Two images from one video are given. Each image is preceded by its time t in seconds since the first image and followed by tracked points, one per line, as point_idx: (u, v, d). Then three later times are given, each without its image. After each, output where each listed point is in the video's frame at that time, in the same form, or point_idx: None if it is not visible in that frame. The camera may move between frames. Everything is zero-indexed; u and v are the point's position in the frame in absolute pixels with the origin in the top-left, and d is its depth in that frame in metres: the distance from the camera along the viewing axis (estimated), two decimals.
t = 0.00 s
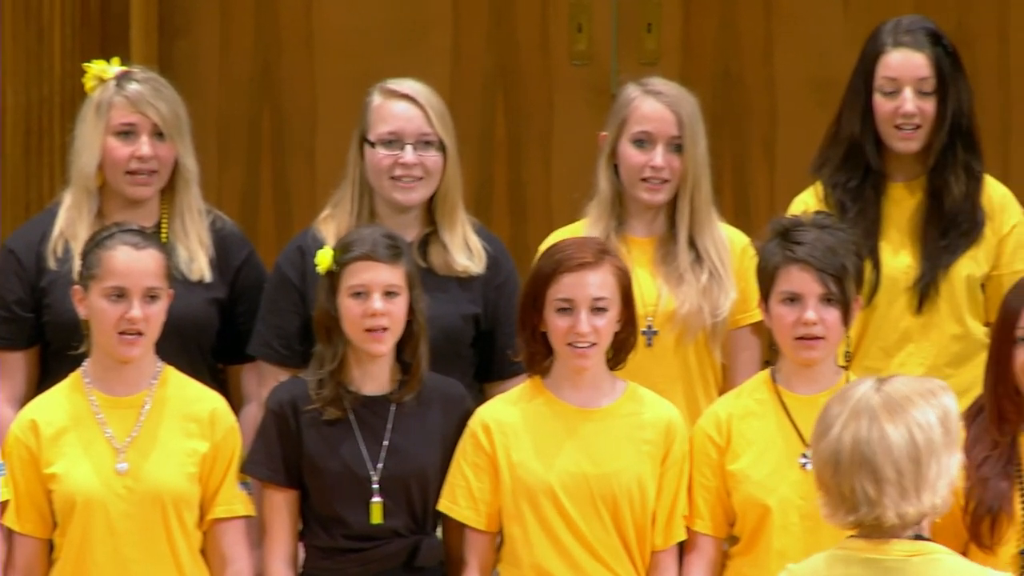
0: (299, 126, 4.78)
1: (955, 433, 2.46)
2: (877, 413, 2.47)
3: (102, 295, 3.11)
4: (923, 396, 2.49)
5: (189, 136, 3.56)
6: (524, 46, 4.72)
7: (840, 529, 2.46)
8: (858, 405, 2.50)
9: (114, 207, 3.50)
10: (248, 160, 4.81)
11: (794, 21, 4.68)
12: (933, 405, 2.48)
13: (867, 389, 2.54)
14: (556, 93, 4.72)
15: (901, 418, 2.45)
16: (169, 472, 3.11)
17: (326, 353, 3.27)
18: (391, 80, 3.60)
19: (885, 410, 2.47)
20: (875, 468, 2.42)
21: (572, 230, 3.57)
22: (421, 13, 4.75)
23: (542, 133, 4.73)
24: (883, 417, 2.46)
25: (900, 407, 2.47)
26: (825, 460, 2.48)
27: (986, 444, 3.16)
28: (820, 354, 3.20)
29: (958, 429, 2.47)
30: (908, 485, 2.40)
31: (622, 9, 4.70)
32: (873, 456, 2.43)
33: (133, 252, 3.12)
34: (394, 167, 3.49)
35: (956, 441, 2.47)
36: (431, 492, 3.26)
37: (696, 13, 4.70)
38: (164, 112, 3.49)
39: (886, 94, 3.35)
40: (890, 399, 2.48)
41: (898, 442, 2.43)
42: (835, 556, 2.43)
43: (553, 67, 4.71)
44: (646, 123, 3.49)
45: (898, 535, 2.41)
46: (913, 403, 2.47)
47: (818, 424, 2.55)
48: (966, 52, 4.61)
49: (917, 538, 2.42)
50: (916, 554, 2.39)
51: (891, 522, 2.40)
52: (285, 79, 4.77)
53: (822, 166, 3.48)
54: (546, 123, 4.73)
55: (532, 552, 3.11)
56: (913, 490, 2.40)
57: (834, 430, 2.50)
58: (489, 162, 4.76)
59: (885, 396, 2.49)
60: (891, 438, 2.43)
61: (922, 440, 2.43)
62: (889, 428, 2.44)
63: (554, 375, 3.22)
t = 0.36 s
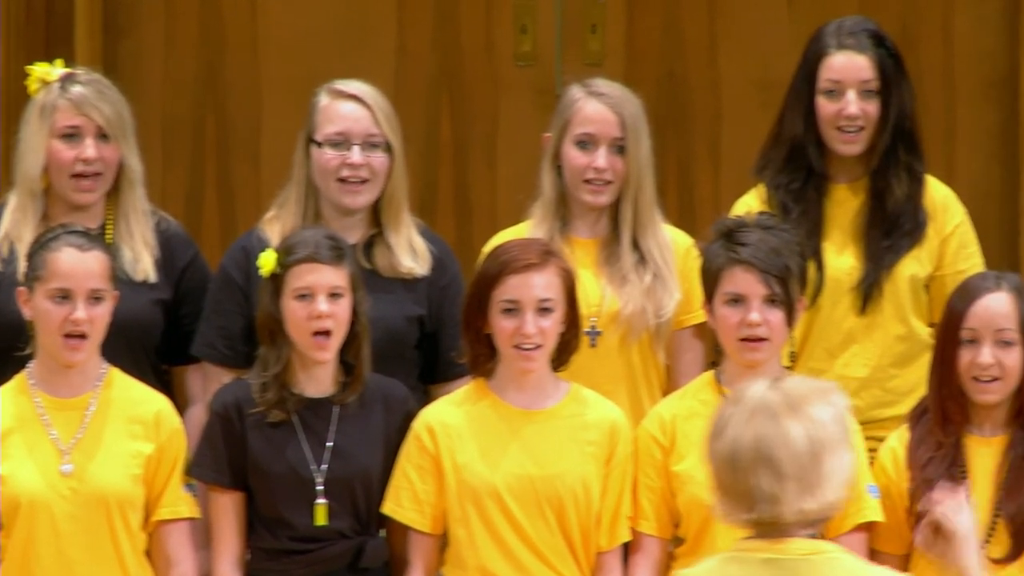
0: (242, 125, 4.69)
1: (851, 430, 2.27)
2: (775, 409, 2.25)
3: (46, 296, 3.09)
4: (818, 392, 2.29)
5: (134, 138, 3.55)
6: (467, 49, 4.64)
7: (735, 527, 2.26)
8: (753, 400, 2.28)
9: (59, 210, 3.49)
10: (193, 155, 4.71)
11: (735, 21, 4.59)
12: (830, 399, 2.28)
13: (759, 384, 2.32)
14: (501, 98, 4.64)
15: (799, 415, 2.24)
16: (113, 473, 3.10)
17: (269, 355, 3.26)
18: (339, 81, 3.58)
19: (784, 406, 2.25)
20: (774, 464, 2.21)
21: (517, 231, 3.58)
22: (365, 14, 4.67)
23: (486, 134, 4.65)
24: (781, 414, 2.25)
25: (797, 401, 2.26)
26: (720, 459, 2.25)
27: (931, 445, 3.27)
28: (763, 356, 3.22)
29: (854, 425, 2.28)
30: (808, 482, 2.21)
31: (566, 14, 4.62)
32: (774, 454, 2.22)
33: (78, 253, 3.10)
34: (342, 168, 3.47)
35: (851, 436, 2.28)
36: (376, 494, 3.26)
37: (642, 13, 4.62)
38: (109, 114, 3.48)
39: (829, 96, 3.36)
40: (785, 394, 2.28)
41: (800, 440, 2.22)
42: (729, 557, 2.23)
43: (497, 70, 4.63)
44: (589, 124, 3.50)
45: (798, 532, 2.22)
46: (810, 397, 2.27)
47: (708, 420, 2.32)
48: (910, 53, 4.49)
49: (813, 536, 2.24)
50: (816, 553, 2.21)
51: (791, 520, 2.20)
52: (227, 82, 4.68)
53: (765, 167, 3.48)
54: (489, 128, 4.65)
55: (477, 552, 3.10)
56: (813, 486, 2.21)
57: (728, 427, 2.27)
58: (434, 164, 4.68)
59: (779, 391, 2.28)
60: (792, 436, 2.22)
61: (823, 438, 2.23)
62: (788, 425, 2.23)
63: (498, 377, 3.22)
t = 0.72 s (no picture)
0: (188, 130, 4.65)
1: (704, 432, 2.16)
2: (620, 415, 2.15)
3: None
4: (669, 396, 2.17)
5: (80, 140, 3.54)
6: (413, 50, 4.60)
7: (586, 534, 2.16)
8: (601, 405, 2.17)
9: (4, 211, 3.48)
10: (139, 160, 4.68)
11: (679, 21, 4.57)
12: (680, 402, 2.16)
13: (610, 387, 2.20)
14: (446, 97, 4.61)
15: (645, 422, 2.13)
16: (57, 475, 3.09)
17: (214, 360, 3.24)
18: (280, 83, 3.57)
19: (630, 413, 2.14)
20: (620, 472, 2.11)
21: (461, 233, 3.57)
22: (311, 17, 4.63)
23: (430, 134, 4.61)
24: (627, 421, 2.14)
25: (645, 406, 2.15)
26: (567, 468, 2.15)
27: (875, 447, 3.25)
28: (709, 356, 3.21)
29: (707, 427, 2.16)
30: (655, 489, 2.11)
31: (510, 14, 4.58)
32: (619, 464, 2.11)
33: (22, 255, 3.09)
34: (287, 170, 3.45)
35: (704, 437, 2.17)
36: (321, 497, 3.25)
37: (586, 15, 4.58)
38: (55, 116, 3.47)
39: (770, 97, 3.37)
40: (633, 399, 2.16)
41: (645, 448, 2.11)
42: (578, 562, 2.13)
43: (443, 72, 4.59)
44: (533, 125, 3.49)
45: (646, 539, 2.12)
46: (658, 402, 2.15)
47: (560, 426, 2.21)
48: (854, 55, 4.48)
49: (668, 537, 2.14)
50: (673, 553, 2.11)
51: (639, 530, 2.11)
52: (175, 83, 4.64)
53: (709, 169, 3.49)
54: (434, 127, 4.61)
55: (422, 554, 3.07)
56: (661, 493, 2.11)
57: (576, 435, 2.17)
58: (379, 167, 4.63)
59: (628, 395, 2.17)
60: (637, 445, 2.12)
61: (669, 446, 2.12)
62: (633, 431, 2.13)
63: (436, 379, 3.18)
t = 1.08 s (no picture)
0: (138, 132, 4.58)
1: (613, 432, 2.28)
2: (528, 424, 2.27)
3: None
4: (574, 399, 2.29)
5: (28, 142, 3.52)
6: (362, 52, 4.53)
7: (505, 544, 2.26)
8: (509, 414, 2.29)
9: None
10: (88, 165, 4.60)
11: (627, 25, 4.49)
12: (586, 405, 2.28)
13: (514, 396, 2.33)
14: (395, 101, 4.53)
15: (553, 426, 2.25)
16: (7, 478, 3.07)
17: (165, 360, 3.22)
18: (225, 86, 3.55)
19: (538, 419, 2.26)
20: (533, 479, 2.22)
21: (411, 235, 3.55)
22: (261, 19, 4.55)
23: (379, 137, 4.54)
24: (536, 428, 2.26)
25: (552, 411, 2.27)
26: (482, 479, 2.26)
27: (826, 449, 3.21)
28: (660, 360, 3.21)
29: (614, 427, 2.28)
30: (568, 492, 2.22)
31: (461, 10, 4.49)
32: (531, 470, 2.23)
33: None
34: (235, 172, 3.43)
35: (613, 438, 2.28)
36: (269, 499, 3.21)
37: (536, 15, 4.50)
38: (3, 116, 3.44)
39: (719, 99, 3.38)
40: (539, 406, 2.28)
41: (555, 452, 2.23)
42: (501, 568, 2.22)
43: (392, 74, 4.52)
44: (483, 127, 3.48)
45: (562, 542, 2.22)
46: (562, 406, 2.28)
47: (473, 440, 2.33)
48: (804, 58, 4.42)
49: (585, 539, 2.24)
50: (589, 555, 2.21)
51: (555, 533, 2.21)
52: (124, 85, 4.57)
53: (660, 170, 3.49)
54: (383, 132, 4.53)
55: (368, 556, 3.05)
56: (574, 495, 2.22)
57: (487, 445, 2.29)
58: (328, 167, 4.56)
59: (533, 402, 2.29)
60: (546, 450, 2.23)
61: (578, 447, 2.23)
62: (542, 438, 2.25)
63: (379, 380, 3.17)
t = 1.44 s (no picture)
0: (90, 135, 4.57)
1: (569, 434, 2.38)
2: (504, 435, 2.32)
3: None
4: (535, 405, 2.38)
5: None
6: (314, 52, 4.51)
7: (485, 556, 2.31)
8: (481, 428, 2.34)
9: None
10: (41, 167, 4.58)
11: (579, 31, 4.48)
12: (543, 406, 2.37)
13: (474, 410, 2.38)
14: (347, 104, 4.52)
15: (531, 433, 2.32)
16: None
17: (113, 364, 3.20)
18: (178, 87, 3.53)
19: (515, 427, 2.33)
20: (525, 488, 2.28)
21: (367, 237, 3.55)
22: (214, 20, 4.54)
23: (331, 138, 4.53)
24: (514, 437, 2.32)
25: (522, 418, 2.34)
26: (469, 494, 2.29)
27: (778, 451, 3.21)
28: (611, 360, 3.21)
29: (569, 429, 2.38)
30: (555, 496, 2.30)
31: (412, 10, 4.49)
32: (521, 478, 2.28)
33: None
34: (186, 174, 3.42)
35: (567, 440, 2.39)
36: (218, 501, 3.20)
37: (489, 19, 4.50)
38: None
39: (671, 102, 3.39)
40: (505, 415, 2.35)
41: (539, 457, 2.30)
42: (467, 570, 2.31)
43: (344, 76, 4.50)
44: (438, 129, 3.47)
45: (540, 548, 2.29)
46: (528, 411, 2.35)
47: (442, 461, 2.35)
48: (756, 60, 4.40)
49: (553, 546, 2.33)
50: (558, 563, 2.29)
51: (545, 538, 2.28)
52: (77, 88, 4.56)
53: (612, 172, 3.51)
54: (335, 131, 4.52)
55: (319, 559, 3.04)
56: (559, 498, 2.30)
57: (465, 461, 2.32)
58: (280, 170, 4.55)
59: (499, 411, 2.36)
60: (533, 456, 2.30)
61: (556, 449, 2.32)
62: (524, 448, 2.31)
63: (324, 384, 3.16)
